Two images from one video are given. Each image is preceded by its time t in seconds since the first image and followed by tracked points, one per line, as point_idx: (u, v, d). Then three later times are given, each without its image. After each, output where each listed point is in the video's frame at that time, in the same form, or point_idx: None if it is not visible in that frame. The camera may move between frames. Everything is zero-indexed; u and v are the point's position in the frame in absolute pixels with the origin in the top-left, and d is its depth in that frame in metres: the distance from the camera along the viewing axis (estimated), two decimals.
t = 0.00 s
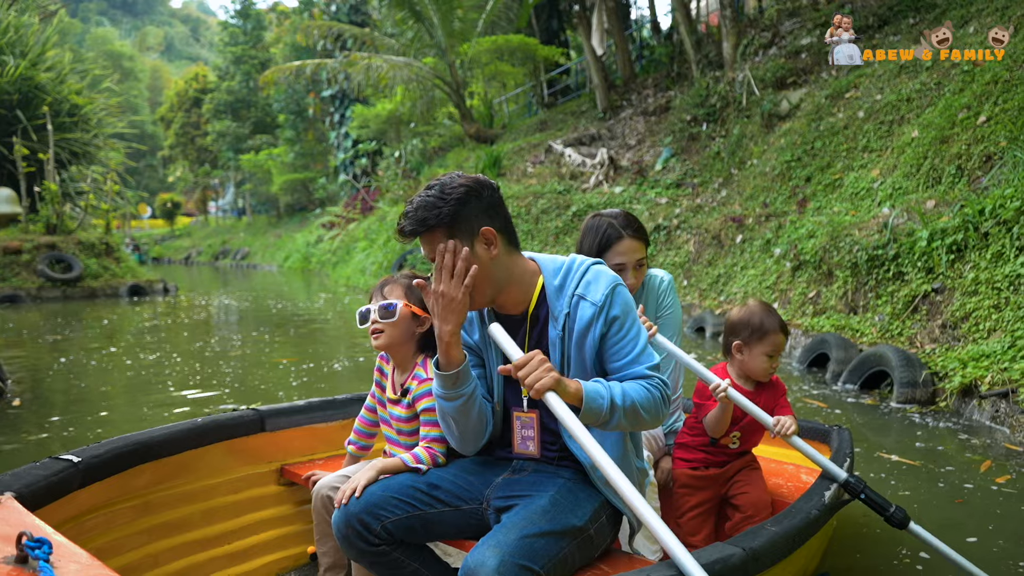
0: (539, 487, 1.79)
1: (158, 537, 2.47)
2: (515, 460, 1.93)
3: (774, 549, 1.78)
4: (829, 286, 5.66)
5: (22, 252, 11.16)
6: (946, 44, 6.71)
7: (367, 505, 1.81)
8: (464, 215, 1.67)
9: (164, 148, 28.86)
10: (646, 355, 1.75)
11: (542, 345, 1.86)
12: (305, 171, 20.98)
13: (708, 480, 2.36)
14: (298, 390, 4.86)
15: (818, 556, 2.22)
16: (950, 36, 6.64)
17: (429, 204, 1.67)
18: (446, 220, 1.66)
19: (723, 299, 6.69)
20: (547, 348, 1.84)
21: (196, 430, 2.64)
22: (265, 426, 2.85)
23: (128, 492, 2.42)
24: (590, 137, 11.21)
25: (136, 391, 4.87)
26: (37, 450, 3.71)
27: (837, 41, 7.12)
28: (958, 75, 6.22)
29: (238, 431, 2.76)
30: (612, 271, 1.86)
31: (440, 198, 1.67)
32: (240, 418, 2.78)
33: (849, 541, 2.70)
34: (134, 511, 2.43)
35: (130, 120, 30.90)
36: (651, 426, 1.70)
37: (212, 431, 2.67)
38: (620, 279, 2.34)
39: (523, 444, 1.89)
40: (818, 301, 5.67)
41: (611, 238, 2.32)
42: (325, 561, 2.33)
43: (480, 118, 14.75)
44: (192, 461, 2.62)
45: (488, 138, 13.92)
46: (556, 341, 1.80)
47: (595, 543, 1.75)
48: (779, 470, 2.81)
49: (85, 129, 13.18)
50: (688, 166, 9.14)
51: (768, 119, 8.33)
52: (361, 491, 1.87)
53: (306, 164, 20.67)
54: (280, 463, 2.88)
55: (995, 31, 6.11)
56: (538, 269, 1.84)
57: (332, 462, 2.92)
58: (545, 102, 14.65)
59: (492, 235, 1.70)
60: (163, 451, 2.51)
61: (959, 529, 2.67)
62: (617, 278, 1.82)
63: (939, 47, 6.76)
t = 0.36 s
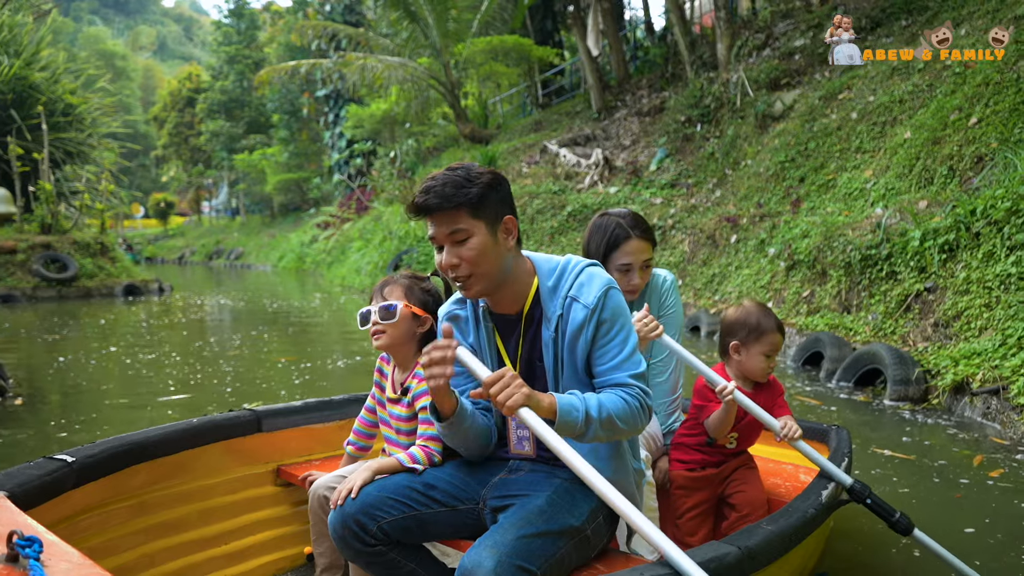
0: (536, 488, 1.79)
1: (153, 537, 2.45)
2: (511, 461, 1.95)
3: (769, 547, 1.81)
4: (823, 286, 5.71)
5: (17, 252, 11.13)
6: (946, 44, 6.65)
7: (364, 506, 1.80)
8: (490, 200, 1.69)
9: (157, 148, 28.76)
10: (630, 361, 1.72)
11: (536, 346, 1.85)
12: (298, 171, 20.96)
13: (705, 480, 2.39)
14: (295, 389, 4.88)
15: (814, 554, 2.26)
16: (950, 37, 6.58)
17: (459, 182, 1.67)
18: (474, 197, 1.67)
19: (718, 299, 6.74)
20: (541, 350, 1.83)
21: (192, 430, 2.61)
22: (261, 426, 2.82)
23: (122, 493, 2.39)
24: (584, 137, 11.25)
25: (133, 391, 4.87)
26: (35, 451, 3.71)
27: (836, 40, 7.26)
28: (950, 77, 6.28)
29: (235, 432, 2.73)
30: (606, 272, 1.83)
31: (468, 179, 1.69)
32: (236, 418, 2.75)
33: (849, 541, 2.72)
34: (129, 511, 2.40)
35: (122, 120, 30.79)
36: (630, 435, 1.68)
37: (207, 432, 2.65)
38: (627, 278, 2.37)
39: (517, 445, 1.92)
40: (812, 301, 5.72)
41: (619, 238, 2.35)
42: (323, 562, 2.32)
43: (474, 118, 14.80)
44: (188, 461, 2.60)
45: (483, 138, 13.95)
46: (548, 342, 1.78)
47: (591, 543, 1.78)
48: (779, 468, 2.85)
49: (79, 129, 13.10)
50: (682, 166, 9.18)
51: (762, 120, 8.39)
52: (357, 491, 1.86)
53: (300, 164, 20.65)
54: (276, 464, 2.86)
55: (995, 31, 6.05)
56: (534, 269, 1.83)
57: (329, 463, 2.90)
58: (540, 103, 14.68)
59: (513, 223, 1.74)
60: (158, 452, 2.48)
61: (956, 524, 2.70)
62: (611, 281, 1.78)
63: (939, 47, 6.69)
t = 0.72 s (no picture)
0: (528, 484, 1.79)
1: (145, 541, 2.43)
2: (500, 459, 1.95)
3: (759, 538, 1.83)
4: (815, 284, 5.76)
5: (11, 253, 11.12)
6: (946, 45, 6.62)
7: (354, 507, 1.78)
8: (498, 193, 1.73)
9: (150, 148, 28.68)
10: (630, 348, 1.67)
11: (522, 342, 1.84)
12: (292, 171, 20.95)
13: (704, 478, 2.42)
14: (291, 388, 4.89)
15: (806, 547, 2.30)
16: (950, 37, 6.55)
17: (474, 168, 1.70)
18: (487, 185, 1.70)
19: (711, 297, 6.79)
20: (525, 347, 1.82)
21: (184, 433, 2.57)
22: (253, 429, 2.77)
23: (112, 496, 2.36)
24: (578, 137, 11.28)
25: (128, 391, 4.87)
26: (31, 450, 3.72)
27: (836, 40, 7.38)
28: (940, 78, 6.34)
29: (226, 435, 2.69)
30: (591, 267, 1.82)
31: (478, 169, 1.72)
32: (228, 422, 2.70)
33: (844, 536, 2.75)
34: (121, 514, 2.38)
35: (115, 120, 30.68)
36: (653, 418, 1.64)
37: (198, 435, 2.60)
38: (619, 276, 2.39)
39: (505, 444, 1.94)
40: (804, 299, 5.76)
41: (609, 235, 2.38)
42: (316, 563, 2.35)
43: (468, 118, 14.83)
44: (179, 465, 2.56)
45: (478, 138, 13.98)
46: (532, 337, 1.76)
47: (582, 538, 1.79)
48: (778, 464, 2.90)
49: (73, 129, 13.05)
50: (676, 167, 9.23)
51: (755, 120, 8.45)
52: (347, 493, 1.84)
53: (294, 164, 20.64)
54: (270, 467, 2.82)
55: (995, 31, 6.05)
56: (519, 267, 1.81)
57: (322, 467, 2.86)
58: (534, 103, 14.71)
59: (513, 220, 1.79)
60: (148, 455, 2.45)
61: (949, 518, 2.74)
62: (596, 276, 1.78)
63: (940, 46, 6.65)
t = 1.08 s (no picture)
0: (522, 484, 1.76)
1: (139, 539, 2.43)
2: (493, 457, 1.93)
3: (753, 540, 1.86)
4: (808, 285, 5.81)
5: (5, 252, 11.08)
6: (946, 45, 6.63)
7: (349, 506, 1.78)
8: (498, 189, 1.77)
9: (143, 147, 28.60)
10: (624, 355, 1.66)
11: (512, 343, 1.83)
12: (286, 171, 20.95)
13: (698, 478, 2.44)
14: (288, 387, 4.90)
15: (800, 548, 2.33)
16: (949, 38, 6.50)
17: (477, 164, 1.73)
18: (488, 182, 1.74)
19: (705, 297, 6.85)
20: (516, 347, 1.81)
21: (178, 431, 2.58)
22: (248, 427, 2.80)
23: (108, 493, 2.36)
24: (573, 138, 11.33)
25: (125, 390, 4.88)
26: (28, 449, 3.72)
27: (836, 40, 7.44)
28: (931, 81, 6.41)
29: (222, 433, 2.70)
30: (582, 270, 1.82)
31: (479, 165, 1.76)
32: (223, 419, 2.72)
33: (837, 535, 2.79)
34: (117, 512, 2.38)
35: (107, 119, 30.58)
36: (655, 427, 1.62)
37: (194, 433, 2.62)
38: (616, 276, 2.41)
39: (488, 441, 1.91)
40: (797, 299, 5.81)
41: (606, 235, 2.41)
42: (311, 562, 2.35)
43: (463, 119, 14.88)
44: (174, 463, 2.57)
45: (472, 138, 14.04)
46: (524, 336, 1.75)
47: (577, 539, 1.74)
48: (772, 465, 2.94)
49: (67, 128, 12.99)
50: (670, 167, 9.28)
51: (748, 121, 8.51)
52: (343, 492, 1.83)
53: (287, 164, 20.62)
54: (265, 464, 2.85)
55: (996, 31, 6.04)
56: (510, 268, 1.82)
57: (318, 463, 2.89)
58: (529, 104, 14.76)
59: (509, 220, 1.83)
60: (144, 452, 2.45)
61: (939, 514, 2.78)
62: (586, 279, 1.79)
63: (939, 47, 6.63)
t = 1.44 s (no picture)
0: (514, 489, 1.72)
1: (131, 541, 2.44)
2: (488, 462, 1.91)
3: (745, 546, 1.88)
4: (800, 285, 5.86)
5: None
6: (945, 45, 6.53)
7: (342, 509, 1.78)
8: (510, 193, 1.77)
9: (136, 149, 28.54)
10: (597, 341, 1.59)
11: (511, 343, 1.86)
12: (279, 172, 20.94)
13: (690, 481, 2.47)
14: (284, 388, 4.92)
15: (793, 552, 2.34)
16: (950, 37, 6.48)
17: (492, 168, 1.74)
18: (502, 186, 1.74)
19: (698, 298, 6.90)
20: (514, 347, 1.85)
21: (169, 432, 2.59)
22: (241, 428, 2.80)
23: (99, 496, 2.37)
24: (566, 139, 11.37)
25: (119, 392, 4.89)
26: (25, 451, 3.73)
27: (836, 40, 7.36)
28: (921, 83, 6.48)
29: (214, 434, 2.71)
30: (581, 272, 1.83)
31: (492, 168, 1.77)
32: (216, 421, 2.73)
33: (831, 535, 2.82)
34: (108, 514, 2.39)
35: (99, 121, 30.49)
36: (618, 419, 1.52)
37: (186, 434, 2.63)
38: (613, 281, 2.45)
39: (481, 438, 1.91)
40: (789, 299, 5.86)
41: (603, 240, 2.43)
42: (304, 563, 2.36)
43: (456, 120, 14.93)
44: (166, 464, 2.58)
45: (466, 140, 14.08)
46: (523, 335, 1.79)
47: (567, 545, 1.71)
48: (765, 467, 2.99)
49: (60, 130, 12.97)
50: (663, 168, 9.33)
51: (741, 123, 8.57)
52: (335, 496, 1.83)
53: (280, 165, 20.64)
54: (258, 465, 2.85)
55: (995, 31, 5.99)
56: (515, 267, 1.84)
57: (311, 465, 2.89)
58: (523, 105, 14.80)
59: (518, 223, 1.85)
60: (136, 454, 2.47)
61: (929, 512, 2.82)
62: (582, 278, 1.78)
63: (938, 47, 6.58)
